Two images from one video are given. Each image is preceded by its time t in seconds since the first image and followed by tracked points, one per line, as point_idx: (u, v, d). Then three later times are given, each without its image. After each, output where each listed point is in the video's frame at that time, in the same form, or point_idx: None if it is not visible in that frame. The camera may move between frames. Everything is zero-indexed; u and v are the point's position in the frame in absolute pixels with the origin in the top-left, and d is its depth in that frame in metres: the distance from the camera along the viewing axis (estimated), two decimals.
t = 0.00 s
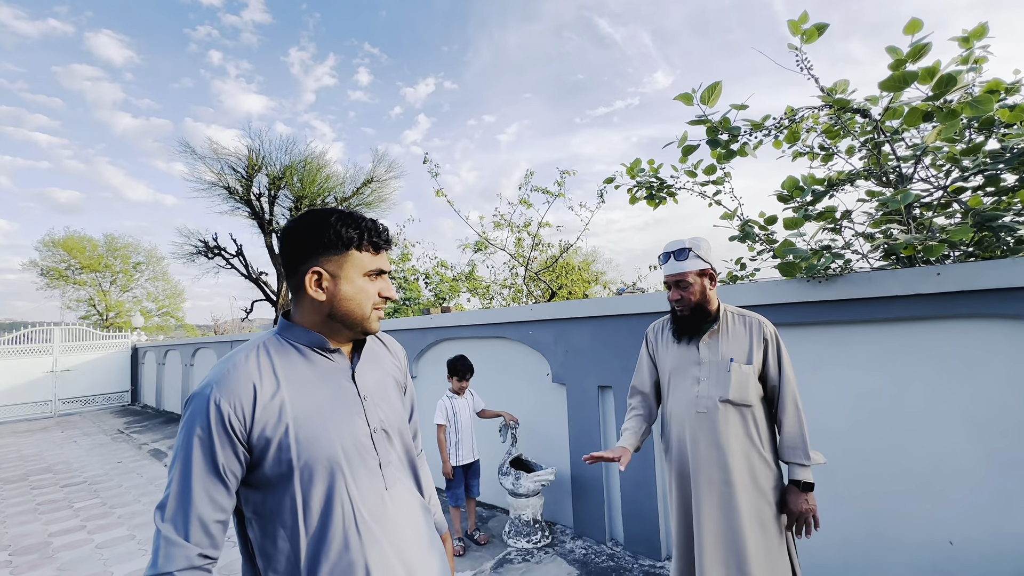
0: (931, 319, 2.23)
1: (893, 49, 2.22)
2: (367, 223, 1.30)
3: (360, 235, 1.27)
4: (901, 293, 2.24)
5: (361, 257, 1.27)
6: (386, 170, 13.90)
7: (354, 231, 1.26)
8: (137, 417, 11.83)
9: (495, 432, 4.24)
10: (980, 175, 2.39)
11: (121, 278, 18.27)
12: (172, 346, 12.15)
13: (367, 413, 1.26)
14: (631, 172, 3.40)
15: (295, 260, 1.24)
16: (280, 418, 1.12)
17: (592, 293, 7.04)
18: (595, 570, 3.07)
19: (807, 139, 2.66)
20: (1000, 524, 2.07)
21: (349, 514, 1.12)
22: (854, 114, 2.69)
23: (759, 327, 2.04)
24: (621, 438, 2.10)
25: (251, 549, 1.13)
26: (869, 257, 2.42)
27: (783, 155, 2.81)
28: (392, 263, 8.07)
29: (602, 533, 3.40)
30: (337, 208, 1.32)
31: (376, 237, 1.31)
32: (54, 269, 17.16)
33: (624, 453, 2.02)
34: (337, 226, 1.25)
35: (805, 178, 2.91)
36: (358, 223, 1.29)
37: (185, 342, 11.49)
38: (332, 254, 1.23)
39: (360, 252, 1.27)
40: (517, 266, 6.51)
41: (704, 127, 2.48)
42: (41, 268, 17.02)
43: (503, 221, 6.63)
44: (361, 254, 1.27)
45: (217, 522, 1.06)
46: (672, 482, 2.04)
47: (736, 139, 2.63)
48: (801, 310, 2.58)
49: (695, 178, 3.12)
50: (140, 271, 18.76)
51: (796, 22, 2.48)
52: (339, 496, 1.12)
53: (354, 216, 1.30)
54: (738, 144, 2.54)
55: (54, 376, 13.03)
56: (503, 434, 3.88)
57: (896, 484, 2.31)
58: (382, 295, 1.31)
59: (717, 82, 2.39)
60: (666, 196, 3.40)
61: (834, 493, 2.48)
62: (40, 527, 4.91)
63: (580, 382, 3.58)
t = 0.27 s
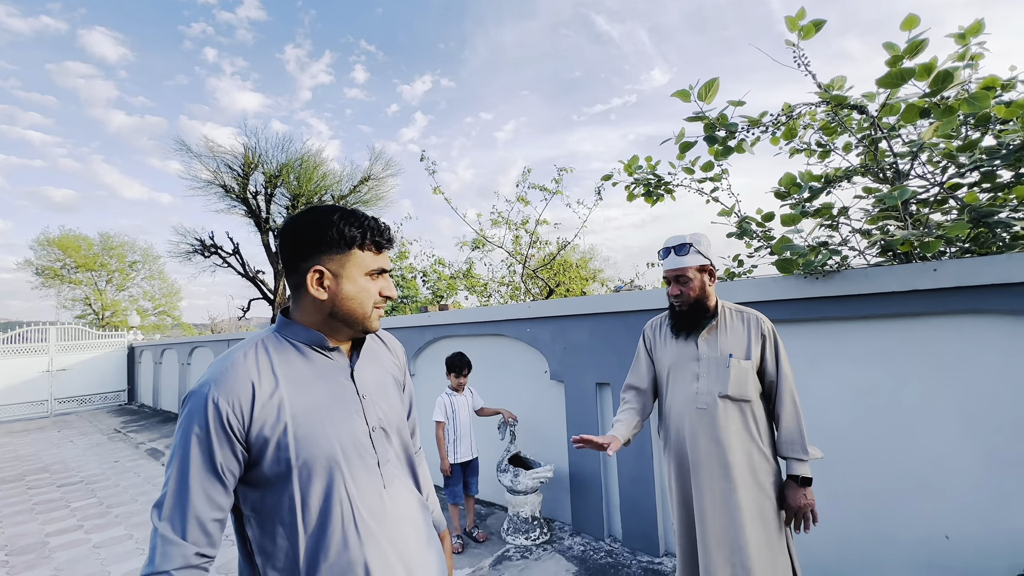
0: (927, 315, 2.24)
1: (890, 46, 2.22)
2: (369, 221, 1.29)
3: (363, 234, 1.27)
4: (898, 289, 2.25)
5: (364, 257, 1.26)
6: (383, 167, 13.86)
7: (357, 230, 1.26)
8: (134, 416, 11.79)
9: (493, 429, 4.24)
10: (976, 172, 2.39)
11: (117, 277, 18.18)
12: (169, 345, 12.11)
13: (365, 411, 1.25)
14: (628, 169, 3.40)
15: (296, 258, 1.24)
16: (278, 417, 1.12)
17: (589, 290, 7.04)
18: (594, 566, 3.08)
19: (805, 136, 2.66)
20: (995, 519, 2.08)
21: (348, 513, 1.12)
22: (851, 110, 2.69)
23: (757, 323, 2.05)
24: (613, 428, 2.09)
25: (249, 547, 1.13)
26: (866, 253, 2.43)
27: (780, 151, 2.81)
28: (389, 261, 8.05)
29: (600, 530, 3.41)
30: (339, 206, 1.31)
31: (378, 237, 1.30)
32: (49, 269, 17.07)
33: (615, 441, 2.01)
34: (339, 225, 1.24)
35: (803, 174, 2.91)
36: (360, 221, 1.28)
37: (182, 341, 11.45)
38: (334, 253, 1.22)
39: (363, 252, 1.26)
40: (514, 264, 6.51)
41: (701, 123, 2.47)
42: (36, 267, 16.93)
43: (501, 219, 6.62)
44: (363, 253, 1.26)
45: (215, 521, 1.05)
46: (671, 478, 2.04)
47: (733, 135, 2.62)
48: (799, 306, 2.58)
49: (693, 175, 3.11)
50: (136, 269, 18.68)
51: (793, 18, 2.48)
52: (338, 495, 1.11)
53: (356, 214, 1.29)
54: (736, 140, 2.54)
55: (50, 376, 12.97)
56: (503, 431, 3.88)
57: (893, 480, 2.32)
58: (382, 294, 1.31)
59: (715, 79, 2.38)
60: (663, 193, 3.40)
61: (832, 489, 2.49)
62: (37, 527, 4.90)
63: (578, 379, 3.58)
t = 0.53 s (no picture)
0: (919, 312, 2.26)
1: (882, 45, 2.24)
2: (359, 220, 1.29)
3: (353, 233, 1.26)
4: (891, 287, 2.27)
5: (354, 256, 1.26)
6: (378, 167, 13.82)
7: (347, 229, 1.25)
8: (127, 418, 11.71)
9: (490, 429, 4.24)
10: (968, 170, 2.41)
11: (109, 277, 18.03)
12: (162, 346, 12.03)
13: (360, 411, 1.25)
14: (623, 168, 3.40)
15: (287, 258, 1.23)
16: (272, 418, 1.11)
17: (585, 289, 7.06)
18: (590, 564, 3.09)
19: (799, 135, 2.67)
20: (985, 514, 2.11)
21: (345, 513, 1.11)
22: (845, 109, 2.70)
23: (751, 321, 2.07)
24: (607, 429, 2.09)
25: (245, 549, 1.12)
26: (859, 251, 2.44)
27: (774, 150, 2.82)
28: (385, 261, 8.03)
29: (597, 528, 3.42)
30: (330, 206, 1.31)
31: (369, 236, 1.30)
32: (40, 269, 16.90)
33: (609, 443, 2.01)
34: (329, 224, 1.24)
35: (797, 173, 2.93)
36: (351, 220, 1.27)
37: (176, 341, 11.38)
38: (324, 252, 1.22)
39: (353, 250, 1.26)
40: (510, 263, 6.51)
41: (696, 122, 2.48)
42: (27, 268, 16.77)
43: (497, 218, 6.62)
44: (353, 252, 1.26)
45: (211, 523, 1.05)
46: (667, 476, 2.05)
47: (728, 134, 2.64)
48: (793, 304, 2.60)
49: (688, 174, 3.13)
50: (129, 270, 18.55)
51: (787, 17, 2.49)
52: (333, 495, 1.11)
53: (347, 213, 1.29)
54: (730, 139, 2.55)
55: (41, 377, 12.87)
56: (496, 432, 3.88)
57: (886, 476, 2.34)
58: (374, 293, 1.30)
59: (709, 78, 2.39)
60: (658, 192, 3.41)
61: (825, 485, 2.51)
62: (30, 530, 4.85)
63: (574, 378, 3.59)
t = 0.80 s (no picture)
0: (911, 312, 2.28)
1: (874, 47, 2.26)
2: (342, 223, 1.27)
3: (334, 235, 1.24)
4: (884, 287, 2.29)
5: (333, 259, 1.24)
6: (373, 167, 13.78)
7: (327, 231, 1.23)
8: (120, 420, 11.63)
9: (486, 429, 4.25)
10: (959, 171, 2.44)
11: (102, 279, 17.89)
12: (156, 348, 11.94)
13: (354, 413, 1.25)
14: (618, 169, 3.41)
15: (271, 260, 1.25)
16: (264, 423, 1.11)
17: (580, 289, 7.07)
18: (586, 564, 3.10)
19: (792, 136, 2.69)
20: (975, 512, 2.13)
21: (340, 516, 1.11)
22: (837, 110, 2.72)
23: (743, 321, 2.09)
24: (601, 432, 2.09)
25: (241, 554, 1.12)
26: (852, 251, 2.46)
27: (768, 151, 2.84)
28: (380, 261, 8.01)
29: (593, 528, 3.43)
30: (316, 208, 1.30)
31: (352, 238, 1.27)
32: (31, 270, 16.73)
33: (603, 446, 2.01)
34: (309, 226, 1.23)
35: (790, 174, 2.95)
36: (334, 223, 1.26)
37: (169, 343, 11.30)
38: (302, 255, 1.21)
39: (332, 253, 1.24)
40: (506, 263, 6.51)
41: (691, 123, 2.50)
42: (18, 269, 16.60)
43: (492, 219, 6.62)
44: (333, 255, 1.24)
45: (203, 530, 1.05)
46: (661, 477, 2.06)
47: (722, 135, 2.65)
48: (787, 304, 2.61)
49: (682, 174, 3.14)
50: (121, 271, 18.40)
51: (780, 19, 2.51)
52: (328, 498, 1.11)
53: (331, 216, 1.28)
54: (725, 140, 2.56)
55: (33, 380, 12.74)
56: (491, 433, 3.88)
57: (878, 475, 2.36)
58: (356, 298, 1.27)
59: (703, 79, 2.40)
60: (653, 193, 3.42)
61: (819, 485, 2.53)
62: (22, 534, 4.81)
63: (570, 378, 3.59)
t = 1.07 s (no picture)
0: (902, 313, 2.31)
1: (867, 51, 2.29)
2: (341, 230, 1.26)
3: (331, 243, 1.23)
4: (876, 288, 2.32)
5: (330, 267, 1.23)
6: (369, 168, 13.78)
7: (326, 238, 1.23)
8: (114, 422, 11.56)
9: (482, 430, 4.26)
10: (950, 174, 2.47)
11: (95, 279, 17.78)
12: (150, 349, 11.88)
13: (360, 415, 1.26)
14: (615, 170, 3.44)
15: (272, 264, 1.26)
16: (270, 428, 1.12)
17: (577, 290, 7.08)
18: (583, 564, 3.11)
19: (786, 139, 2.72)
20: (966, 510, 2.16)
21: (348, 517, 1.12)
22: (831, 113, 2.76)
23: (736, 322, 2.11)
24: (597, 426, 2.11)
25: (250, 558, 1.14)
26: (845, 253, 2.49)
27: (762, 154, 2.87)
28: (376, 262, 8.02)
29: (589, 528, 3.44)
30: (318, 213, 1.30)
31: (351, 246, 1.25)
32: (23, 270, 16.60)
33: (600, 438, 2.03)
34: (307, 233, 1.22)
35: (784, 176, 2.98)
36: (333, 229, 1.24)
37: (164, 344, 11.25)
38: (299, 262, 1.21)
39: (329, 262, 1.23)
40: (502, 264, 6.52)
41: (686, 126, 2.52)
42: (10, 269, 16.48)
43: (489, 220, 6.64)
44: (330, 263, 1.23)
45: (208, 535, 1.06)
46: (656, 477, 2.08)
47: (717, 138, 2.67)
48: (781, 305, 2.64)
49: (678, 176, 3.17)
50: (115, 271, 18.28)
51: (774, 23, 2.54)
52: (335, 501, 1.12)
53: (332, 222, 1.27)
54: (720, 142, 2.59)
55: (25, 381, 12.65)
56: (491, 430, 3.89)
57: (871, 474, 2.39)
58: (353, 306, 1.26)
59: (699, 82, 2.43)
60: (649, 195, 3.44)
61: (812, 483, 2.55)
62: (15, 536, 4.78)
63: (566, 379, 3.61)
